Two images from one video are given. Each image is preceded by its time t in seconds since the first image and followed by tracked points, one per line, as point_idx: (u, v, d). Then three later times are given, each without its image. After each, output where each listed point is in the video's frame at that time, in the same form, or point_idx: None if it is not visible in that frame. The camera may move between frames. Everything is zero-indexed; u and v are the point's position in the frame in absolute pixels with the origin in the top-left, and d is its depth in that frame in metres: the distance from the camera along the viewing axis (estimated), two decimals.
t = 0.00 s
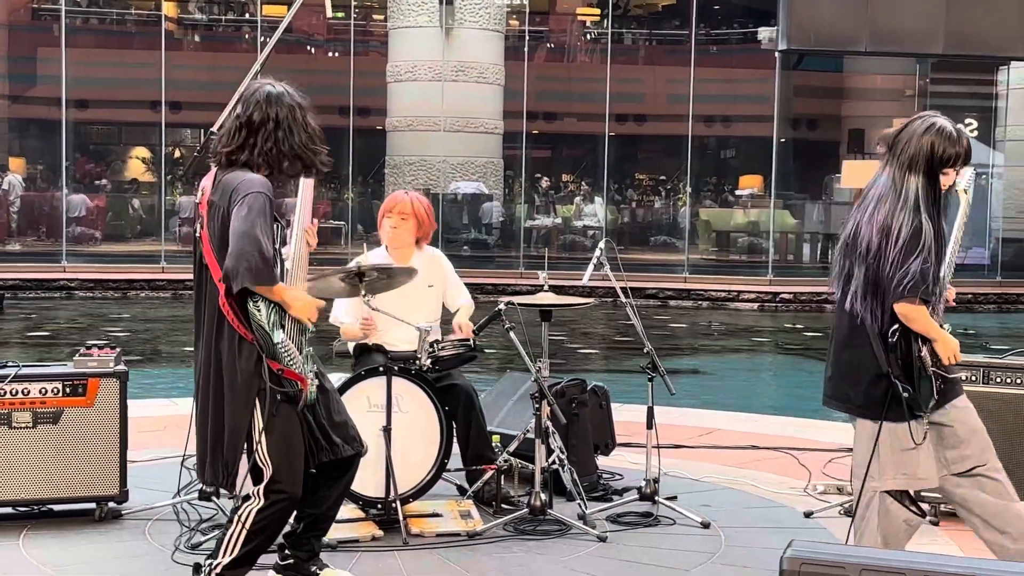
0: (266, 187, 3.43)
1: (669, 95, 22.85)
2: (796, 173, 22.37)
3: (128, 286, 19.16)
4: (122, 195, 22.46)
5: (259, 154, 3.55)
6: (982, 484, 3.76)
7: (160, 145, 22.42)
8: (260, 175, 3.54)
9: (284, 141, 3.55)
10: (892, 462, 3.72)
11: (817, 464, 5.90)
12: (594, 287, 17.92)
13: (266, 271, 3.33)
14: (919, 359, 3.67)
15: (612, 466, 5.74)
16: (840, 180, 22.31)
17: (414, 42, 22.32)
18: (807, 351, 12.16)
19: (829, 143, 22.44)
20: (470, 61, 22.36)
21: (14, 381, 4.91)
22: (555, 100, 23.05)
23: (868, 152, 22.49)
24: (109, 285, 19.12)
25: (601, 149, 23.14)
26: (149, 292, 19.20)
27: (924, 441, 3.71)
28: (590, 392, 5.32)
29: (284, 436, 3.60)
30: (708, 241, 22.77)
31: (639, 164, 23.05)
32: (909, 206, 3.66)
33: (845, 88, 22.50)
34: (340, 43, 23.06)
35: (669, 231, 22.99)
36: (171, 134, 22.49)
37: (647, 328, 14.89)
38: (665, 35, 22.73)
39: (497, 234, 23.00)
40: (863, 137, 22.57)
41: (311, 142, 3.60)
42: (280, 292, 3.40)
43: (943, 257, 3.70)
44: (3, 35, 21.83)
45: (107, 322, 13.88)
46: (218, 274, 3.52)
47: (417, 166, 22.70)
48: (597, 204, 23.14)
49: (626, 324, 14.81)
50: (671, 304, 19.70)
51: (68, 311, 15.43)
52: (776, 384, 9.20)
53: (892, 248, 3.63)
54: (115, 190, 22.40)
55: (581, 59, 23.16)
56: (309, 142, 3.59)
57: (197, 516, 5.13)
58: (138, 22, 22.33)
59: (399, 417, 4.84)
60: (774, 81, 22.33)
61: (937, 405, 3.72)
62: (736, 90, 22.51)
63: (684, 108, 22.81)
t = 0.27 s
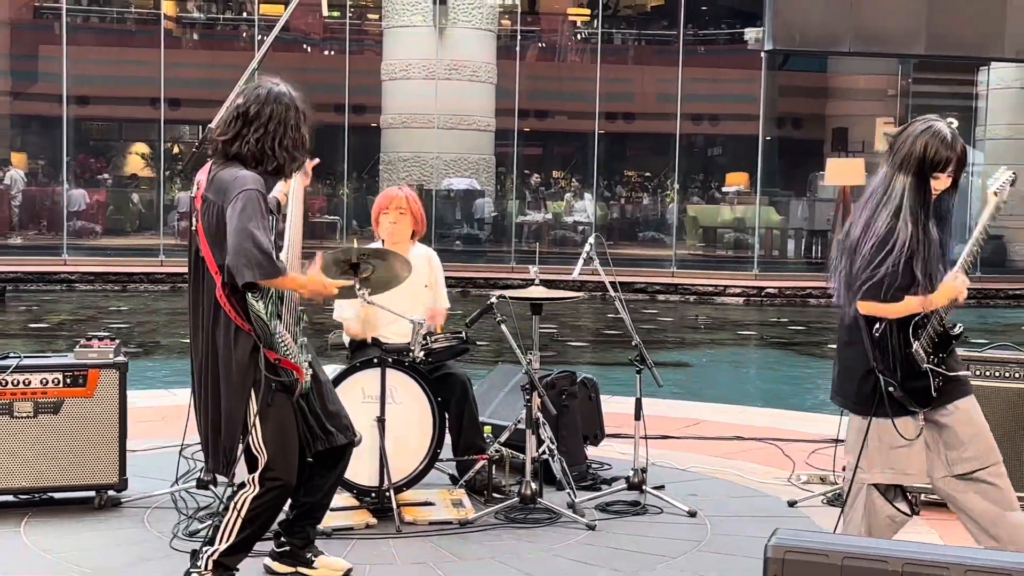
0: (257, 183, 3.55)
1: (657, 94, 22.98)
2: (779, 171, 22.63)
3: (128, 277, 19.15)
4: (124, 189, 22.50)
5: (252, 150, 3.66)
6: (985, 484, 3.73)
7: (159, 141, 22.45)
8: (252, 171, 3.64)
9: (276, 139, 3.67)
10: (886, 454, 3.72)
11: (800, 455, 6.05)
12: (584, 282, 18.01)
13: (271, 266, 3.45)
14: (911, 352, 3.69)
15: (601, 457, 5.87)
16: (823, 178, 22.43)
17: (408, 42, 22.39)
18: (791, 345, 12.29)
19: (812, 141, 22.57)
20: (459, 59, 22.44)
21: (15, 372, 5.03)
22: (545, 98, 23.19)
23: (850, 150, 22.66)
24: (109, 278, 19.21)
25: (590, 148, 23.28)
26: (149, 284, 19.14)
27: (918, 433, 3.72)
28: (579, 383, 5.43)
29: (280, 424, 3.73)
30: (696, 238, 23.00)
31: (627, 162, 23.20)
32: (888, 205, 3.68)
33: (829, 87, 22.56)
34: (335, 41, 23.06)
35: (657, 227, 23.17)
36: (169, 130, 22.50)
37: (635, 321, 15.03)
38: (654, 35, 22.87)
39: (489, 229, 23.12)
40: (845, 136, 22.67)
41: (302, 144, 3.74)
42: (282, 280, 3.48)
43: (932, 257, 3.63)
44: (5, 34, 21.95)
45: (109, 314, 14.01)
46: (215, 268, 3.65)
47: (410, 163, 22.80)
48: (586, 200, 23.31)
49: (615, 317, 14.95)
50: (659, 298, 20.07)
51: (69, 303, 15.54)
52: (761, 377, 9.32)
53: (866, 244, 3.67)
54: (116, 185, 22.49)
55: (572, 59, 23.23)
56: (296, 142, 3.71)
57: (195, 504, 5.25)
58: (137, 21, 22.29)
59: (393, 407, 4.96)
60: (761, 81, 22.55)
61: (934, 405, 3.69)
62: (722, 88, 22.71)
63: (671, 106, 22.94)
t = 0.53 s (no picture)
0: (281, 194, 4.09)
1: (633, 113, 24.12)
2: (741, 183, 23.42)
3: (168, 274, 20.66)
4: (165, 197, 23.47)
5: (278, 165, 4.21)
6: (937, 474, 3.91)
7: (196, 154, 23.84)
8: (278, 180, 4.20)
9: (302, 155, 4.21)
10: (840, 433, 3.95)
11: (758, 431, 6.86)
12: (568, 277, 18.73)
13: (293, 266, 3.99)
14: (869, 347, 3.82)
15: (585, 432, 6.64)
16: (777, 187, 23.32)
17: (414, 68, 23.12)
18: (756, 335, 13.08)
19: (767, 155, 23.77)
20: (459, 83, 23.17)
21: (70, 356, 5.59)
22: (535, 116, 24.25)
23: (801, 162, 23.75)
24: (153, 274, 20.63)
25: (573, 161, 24.45)
26: (188, 280, 20.79)
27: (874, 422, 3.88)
28: (565, 367, 6.17)
29: (302, 402, 4.23)
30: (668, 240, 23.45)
31: (607, 173, 24.20)
32: (853, 214, 3.82)
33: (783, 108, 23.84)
34: (351, 66, 24.38)
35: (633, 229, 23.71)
36: (205, 144, 24.00)
37: (617, 313, 15.87)
38: (631, 63, 23.90)
39: (486, 232, 23.67)
40: (797, 150, 23.91)
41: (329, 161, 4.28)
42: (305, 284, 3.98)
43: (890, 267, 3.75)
44: (59, 59, 23.40)
45: (152, 306, 14.99)
46: (247, 264, 4.16)
47: (417, 175, 23.59)
48: (571, 207, 23.97)
49: (598, 310, 15.81)
50: (635, 293, 21.36)
51: (117, 297, 16.55)
52: (730, 364, 10.07)
53: (832, 247, 3.86)
54: (159, 193, 23.47)
55: (559, 82, 24.38)
56: (323, 158, 4.25)
57: (227, 473, 5.90)
58: (177, 47, 23.87)
59: (402, 388, 5.58)
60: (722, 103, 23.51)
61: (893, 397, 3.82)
62: (689, 109, 23.65)
63: (645, 124, 24.11)
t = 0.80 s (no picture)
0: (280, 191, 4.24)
1: (624, 114, 24.26)
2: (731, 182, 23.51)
3: (172, 270, 20.93)
4: (168, 196, 23.60)
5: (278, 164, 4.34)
6: (947, 473, 4.13)
7: (197, 153, 23.98)
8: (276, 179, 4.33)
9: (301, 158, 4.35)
10: (851, 418, 4.21)
11: (746, 423, 7.05)
12: (561, 274, 18.93)
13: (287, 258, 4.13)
14: (878, 335, 4.13)
15: (576, 424, 6.83)
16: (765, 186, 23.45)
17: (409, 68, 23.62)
18: (743, 330, 13.27)
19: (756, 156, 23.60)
20: (455, 84, 23.74)
21: (75, 349, 5.72)
22: (531, 116, 24.49)
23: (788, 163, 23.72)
24: (155, 270, 20.82)
25: (567, 161, 24.67)
26: (189, 277, 20.95)
27: (884, 407, 4.15)
28: (557, 361, 6.34)
29: (300, 393, 4.37)
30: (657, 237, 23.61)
31: (599, 173, 24.44)
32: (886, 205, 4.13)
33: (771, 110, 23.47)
34: (349, 68, 24.67)
35: (623, 227, 23.91)
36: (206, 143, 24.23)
37: (608, 309, 16.09)
38: (622, 65, 23.93)
39: (481, 229, 23.80)
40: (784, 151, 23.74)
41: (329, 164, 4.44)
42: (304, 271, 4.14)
43: (910, 257, 4.03)
44: (64, 61, 23.56)
45: (153, 301, 15.13)
46: (244, 259, 4.30)
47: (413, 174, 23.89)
48: (563, 205, 24.22)
49: (589, 306, 16.01)
50: (626, 290, 21.68)
51: (120, 292, 16.69)
52: (718, 359, 10.25)
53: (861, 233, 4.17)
54: (161, 191, 23.67)
55: (552, 84, 24.47)
56: (321, 164, 4.40)
57: (227, 464, 6.00)
58: (178, 49, 24.13)
59: (398, 382, 5.65)
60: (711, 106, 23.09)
61: (901, 386, 4.11)
62: (674, 113, 23.74)
63: (636, 124, 24.26)
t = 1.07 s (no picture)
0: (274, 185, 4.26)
1: (620, 112, 24.05)
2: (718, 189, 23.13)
3: (164, 266, 20.90)
4: (162, 191, 23.99)
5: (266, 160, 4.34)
6: (944, 470, 4.16)
7: (192, 150, 23.93)
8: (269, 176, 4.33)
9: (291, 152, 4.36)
10: (852, 406, 4.28)
11: (739, 420, 7.06)
12: (555, 270, 19.00)
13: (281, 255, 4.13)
14: (880, 323, 4.17)
15: (570, 420, 6.84)
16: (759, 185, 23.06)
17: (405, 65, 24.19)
18: (736, 326, 13.30)
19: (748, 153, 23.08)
20: (449, 80, 24.06)
21: (68, 345, 5.71)
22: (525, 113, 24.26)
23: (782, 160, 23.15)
24: (148, 266, 20.86)
25: (561, 156, 24.41)
26: (183, 273, 20.95)
27: (882, 396, 4.19)
28: (552, 357, 6.33)
29: (296, 391, 4.35)
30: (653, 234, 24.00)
31: (593, 168, 24.36)
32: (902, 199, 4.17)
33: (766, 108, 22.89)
34: (345, 64, 24.27)
35: (617, 224, 24.24)
36: (201, 140, 23.99)
37: (601, 305, 16.14)
38: (617, 61, 23.93)
39: (475, 226, 24.51)
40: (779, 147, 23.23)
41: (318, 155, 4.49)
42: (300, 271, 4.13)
43: (922, 252, 4.06)
44: (57, 56, 23.49)
45: (147, 297, 15.15)
46: (239, 258, 4.29)
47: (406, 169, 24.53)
48: (558, 202, 24.38)
49: (583, 302, 16.06)
50: (620, 286, 21.98)
51: (113, 288, 16.73)
52: (711, 355, 10.28)
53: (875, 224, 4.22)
54: (156, 187, 23.95)
55: (547, 80, 24.25)
56: (309, 157, 4.42)
57: (221, 460, 5.99)
58: (173, 44, 23.64)
59: (393, 377, 5.63)
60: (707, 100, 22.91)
61: (897, 376, 4.14)
62: (674, 108, 23.57)
63: (631, 121, 24.05)
